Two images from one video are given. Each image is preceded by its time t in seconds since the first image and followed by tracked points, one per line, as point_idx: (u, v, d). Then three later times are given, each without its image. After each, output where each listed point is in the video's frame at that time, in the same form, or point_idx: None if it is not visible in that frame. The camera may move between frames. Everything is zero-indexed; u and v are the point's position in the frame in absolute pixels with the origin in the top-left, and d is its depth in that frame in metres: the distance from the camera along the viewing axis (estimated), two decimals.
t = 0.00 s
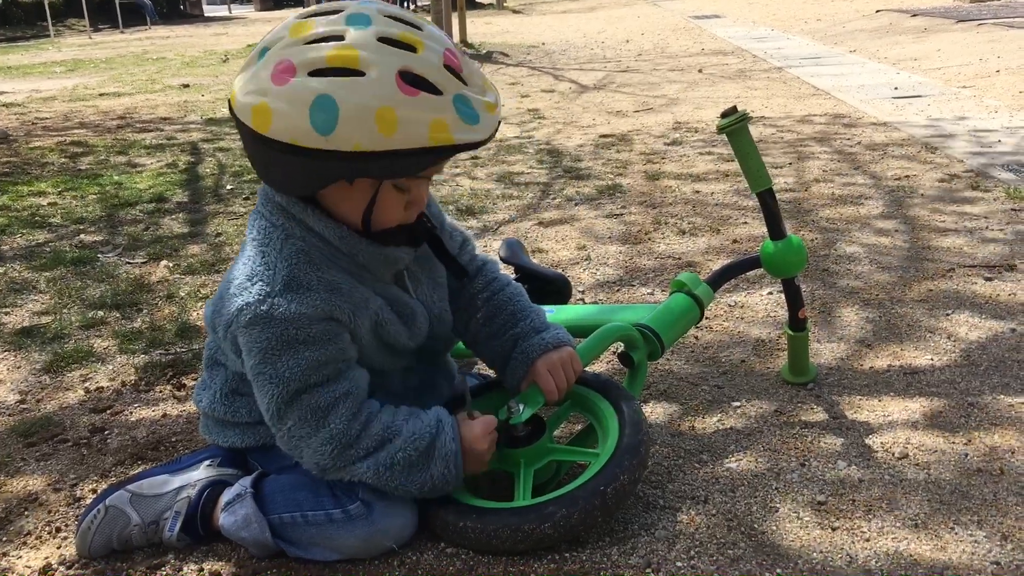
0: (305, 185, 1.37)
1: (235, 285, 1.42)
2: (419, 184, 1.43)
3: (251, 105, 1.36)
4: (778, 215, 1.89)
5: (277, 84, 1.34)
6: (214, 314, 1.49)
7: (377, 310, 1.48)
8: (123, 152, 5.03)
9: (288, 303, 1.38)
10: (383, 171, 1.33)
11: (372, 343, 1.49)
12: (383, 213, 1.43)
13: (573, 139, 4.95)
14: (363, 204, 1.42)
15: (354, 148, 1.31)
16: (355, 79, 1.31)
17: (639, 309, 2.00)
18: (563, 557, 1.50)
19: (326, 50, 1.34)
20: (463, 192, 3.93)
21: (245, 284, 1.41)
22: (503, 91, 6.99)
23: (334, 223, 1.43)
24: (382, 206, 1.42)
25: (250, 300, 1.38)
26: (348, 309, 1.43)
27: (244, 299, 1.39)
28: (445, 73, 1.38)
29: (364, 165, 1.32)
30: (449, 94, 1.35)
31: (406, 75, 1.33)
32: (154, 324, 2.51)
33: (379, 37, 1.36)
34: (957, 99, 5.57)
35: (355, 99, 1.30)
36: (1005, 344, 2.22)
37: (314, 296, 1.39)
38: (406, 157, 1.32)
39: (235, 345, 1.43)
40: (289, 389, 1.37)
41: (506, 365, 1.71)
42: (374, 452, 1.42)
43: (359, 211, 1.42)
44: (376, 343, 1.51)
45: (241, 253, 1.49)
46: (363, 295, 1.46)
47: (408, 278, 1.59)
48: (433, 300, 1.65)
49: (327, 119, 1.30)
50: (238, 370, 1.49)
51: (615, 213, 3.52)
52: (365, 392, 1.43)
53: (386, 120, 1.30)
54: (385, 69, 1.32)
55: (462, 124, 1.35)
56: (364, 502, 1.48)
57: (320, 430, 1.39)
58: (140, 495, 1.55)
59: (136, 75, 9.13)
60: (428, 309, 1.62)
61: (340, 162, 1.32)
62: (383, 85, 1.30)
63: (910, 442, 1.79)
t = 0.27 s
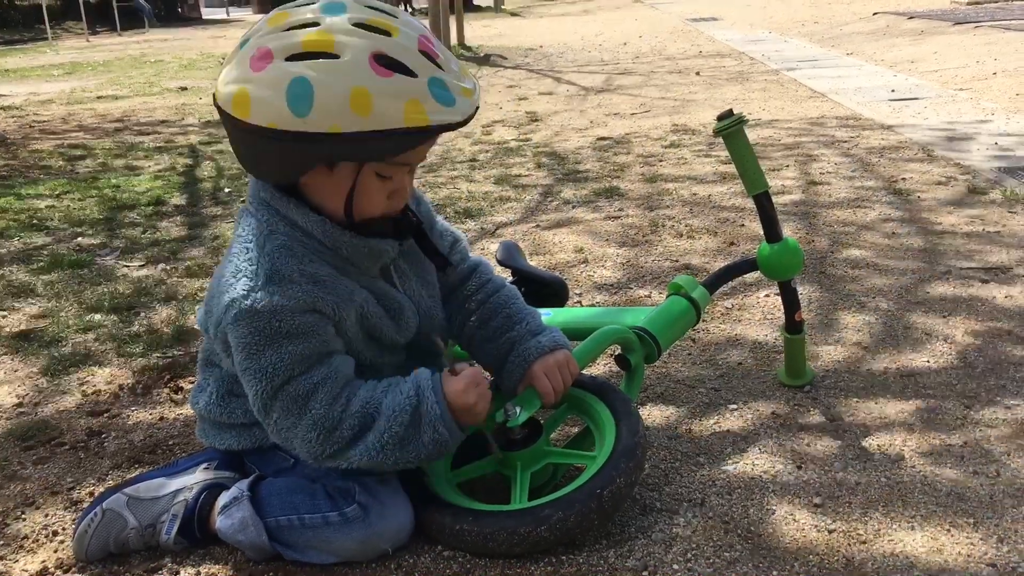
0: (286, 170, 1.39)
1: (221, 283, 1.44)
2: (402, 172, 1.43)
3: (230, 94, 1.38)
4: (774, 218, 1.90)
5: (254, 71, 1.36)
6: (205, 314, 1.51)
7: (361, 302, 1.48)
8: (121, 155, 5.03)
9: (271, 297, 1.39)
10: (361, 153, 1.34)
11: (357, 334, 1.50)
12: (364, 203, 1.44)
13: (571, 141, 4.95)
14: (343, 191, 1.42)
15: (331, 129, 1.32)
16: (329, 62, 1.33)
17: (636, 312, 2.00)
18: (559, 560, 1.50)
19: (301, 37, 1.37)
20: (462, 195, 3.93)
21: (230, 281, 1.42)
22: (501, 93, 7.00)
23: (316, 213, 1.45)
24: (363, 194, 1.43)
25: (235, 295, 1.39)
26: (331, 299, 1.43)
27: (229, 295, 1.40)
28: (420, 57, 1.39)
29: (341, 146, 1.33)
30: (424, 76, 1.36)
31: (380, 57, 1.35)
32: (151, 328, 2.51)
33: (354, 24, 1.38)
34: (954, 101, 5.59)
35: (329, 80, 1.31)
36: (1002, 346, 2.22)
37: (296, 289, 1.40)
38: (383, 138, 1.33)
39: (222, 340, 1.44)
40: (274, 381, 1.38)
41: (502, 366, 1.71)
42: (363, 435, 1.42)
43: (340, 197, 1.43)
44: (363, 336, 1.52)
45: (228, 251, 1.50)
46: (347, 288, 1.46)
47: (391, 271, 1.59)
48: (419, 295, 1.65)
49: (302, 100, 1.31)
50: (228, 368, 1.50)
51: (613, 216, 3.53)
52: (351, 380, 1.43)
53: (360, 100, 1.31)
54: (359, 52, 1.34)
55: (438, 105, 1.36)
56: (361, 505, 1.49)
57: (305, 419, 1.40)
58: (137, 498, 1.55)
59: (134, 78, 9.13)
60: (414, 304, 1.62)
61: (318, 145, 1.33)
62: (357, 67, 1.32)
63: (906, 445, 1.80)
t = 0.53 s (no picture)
0: (298, 180, 1.39)
1: (229, 290, 1.44)
2: (415, 190, 1.42)
3: (255, 98, 1.37)
4: (773, 222, 1.90)
5: (283, 78, 1.35)
6: (212, 320, 1.51)
7: (369, 313, 1.48)
8: (121, 159, 5.04)
9: (279, 308, 1.39)
10: (383, 174, 1.34)
11: (365, 346, 1.49)
12: (377, 218, 1.43)
13: (570, 145, 4.96)
14: (355, 205, 1.42)
15: (354, 146, 1.31)
16: (360, 80, 1.33)
17: (635, 315, 2.01)
18: (558, 564, 1.50)
19: (334, 50, 1.36)
20: (461, 199, 3.94)
21: (238, 289, 1.42)
22: (501, 98, 7.01)
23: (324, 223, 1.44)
24: (376, 210, 1.42)
25: (244, 306, 1.39)
26: (339, 312, 1.43)
27: (237, 304, 1.40)
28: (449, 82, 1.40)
29: (363, 163, 1.33)
30: (453, 102, 1.36)
31: (411, 80, 1.35)
32: (151, 332, 2.51)
33: (387, 42, 1.38)
34: (952, 105, 5.60)
35: (358, 99, 1.31)
36: (1000, 349, 2.23)
37: (303, 300, 1.40)
38: (405, 159, 1.32)
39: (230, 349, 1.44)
40: (282, 396, 1.39)
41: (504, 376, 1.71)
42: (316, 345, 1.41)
43: (354, 211, 1.42)
44: (369, 347, 1.51)
45: (236, 257, 1.50)
46: (354, 299, 1.46)
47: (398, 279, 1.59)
48: (424, 304, 1.65)
49: (331, 114, 1.31)
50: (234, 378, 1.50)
51: (613, 220, 3.53)
52: (357, 399, 1.44)
53: (389, 121, 1.31)
54: (390, 72, 1.34)
55: (465, 133, 1.35)
56: (360, 510, 1.49)
57: (315, 440, 1.42)
58: (136, 503, 1.55)
59: (135, 82, 9.15)
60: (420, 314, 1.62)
61: (337, 159, 1.33)
62: (389, 87, 1.32)
63: (905, 448, 1.80)
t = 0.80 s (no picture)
0: (291, 176, 1.39)
1: (226, 289, 1.44)
2: (410, 182, 1.43)
3: (243, 99, 1.38)
4: (773, 225, 1.90)
5: (269, 77, 1.36)
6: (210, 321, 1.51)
7: (365, 310, 1.49)
8: (121, 163, 5.05)
9: (274, 304, 1.39)
10: (373, 164, 1.34)
11: (360, 343, 1.50)
12: (372, 214, 1.44)
13: (570, 149, 4.97)
14: (350, 202, 1.42)
15: (343, 138, 1.31)
16: (345, 72, 1.33)
17: (634, 319, 2.01)
18: (558, 568, 1.50)
19: (318, 46, 1.37)
20: (461, 203, 3.94)
21: (234, 287, 1.43)
22: (501, 101, 7.01)
23: (319, 221, 1.44)
24: (370, 205, 1.43)
25: (239, 303, 1.39)
26: (334, 309, 1.43)
27: (233, 302, 1.40)
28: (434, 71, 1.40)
29: (353, 155, 1.33)
30: (439, 90, 1.37)
31: (396, 70, 1.35)
32: (151, 335, 2.51)
33: (370, 35, 1.39)
34: (952, 109, 5.61)
35: (345, 90, 1.31)
36: (1000, 353, 2.23)
37: (298, 296, 1.40)
38: (395, 148, 1.33)
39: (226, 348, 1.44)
40: (275, 392, 1.38)
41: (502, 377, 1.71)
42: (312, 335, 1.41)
43: (350, 206, 1.43)
44: (366, 345, 1.52)
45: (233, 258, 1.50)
46: (349, 295, 1.46)
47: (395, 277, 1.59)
48: (423, 303, 1.65)
49: (318, 107, 1.31)
50: (230, 378, 1.50)
51: (613, 224, 3.53)
52: (351, 396, 1.44)
53: (375, 110, 1.31)
54: (375, 63, 1.34)
55: (452, 119, 1.36)
56: (360, 513, 1.49)
57: (309, 436, 1.41)
58: (136, 506, 1.55)
59: (135, 86, 9.16)
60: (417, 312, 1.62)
61: (327, 152, 1.33)
62: (374, 78, 1.33)
63: (905, 452, 1.80)
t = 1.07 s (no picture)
0: (260, 161, 1.41)
1: (203, 276, 1.47)
2: (382, 160, 1.44)
3: (207, 91, 1.41)
4: (773, 229, 1.90)
5: (228, 65, 1.39)
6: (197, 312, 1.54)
7: (340, 298, 1.49)
8: (122, 166, 5.05)
9: (242, 289, 1.40)
10: (335, 140, 1.37)
11: (335, 331, 1.50)
12: (347, 196, 1.45)
13: (571, 153, 4.97)
14: (322, 185, 1.43)
15: (302, 115, 1.34)
16: (298, 50, 1.36)
17: (635, 323, 2.01)
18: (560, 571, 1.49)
19: (271, 27, 1.40)
20: (462, 206, 3.94)
21: (209, 274, 1.45)
22: (501, 105, 7.02)
23: (295, 208, 1.45)
24: (345, 187, 1.44)
25: (212, 287, 1.41)
26: (303, 295, 1.44)
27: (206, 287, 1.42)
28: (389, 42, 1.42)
29: (314, 132, 1.35)
30: (393, 60, 1.39)
31: (348, 43, 1.37)
32: (152, 339, 2.51)
33: (322, 12, 1.41)
34: (952, 113, 5.61)
35: (299, 69, 1.34)
36: (1001, 357, 2.23)
37: (267, 282, 1.41)
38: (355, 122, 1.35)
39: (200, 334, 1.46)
40: (235, 375, 1.38)
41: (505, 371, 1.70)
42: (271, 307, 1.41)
43: (323, 190, 1.44)
44: (343, 333, 1.52)
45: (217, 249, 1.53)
46: (322, 284, 1.47)
47: (376, 265, 1.59)
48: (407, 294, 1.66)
49: (274, 89, 1.34)
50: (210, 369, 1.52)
51: (613, 227, 3.54)
52: (309, 377, 1.42)
53: (330, 85, 1.34)
54: (326, 39, 1.36)
55: (409, 88, 1.39)
56: (362, 517, 1.49)
57: (261, 416, 1.39)
58: (137, 510, 1.55)
59: (136, 90, 9.17)
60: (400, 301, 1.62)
61: (288, 133, 1.36)
62: (326, 54, 1.35)
63: (906, 456, 1.80)
